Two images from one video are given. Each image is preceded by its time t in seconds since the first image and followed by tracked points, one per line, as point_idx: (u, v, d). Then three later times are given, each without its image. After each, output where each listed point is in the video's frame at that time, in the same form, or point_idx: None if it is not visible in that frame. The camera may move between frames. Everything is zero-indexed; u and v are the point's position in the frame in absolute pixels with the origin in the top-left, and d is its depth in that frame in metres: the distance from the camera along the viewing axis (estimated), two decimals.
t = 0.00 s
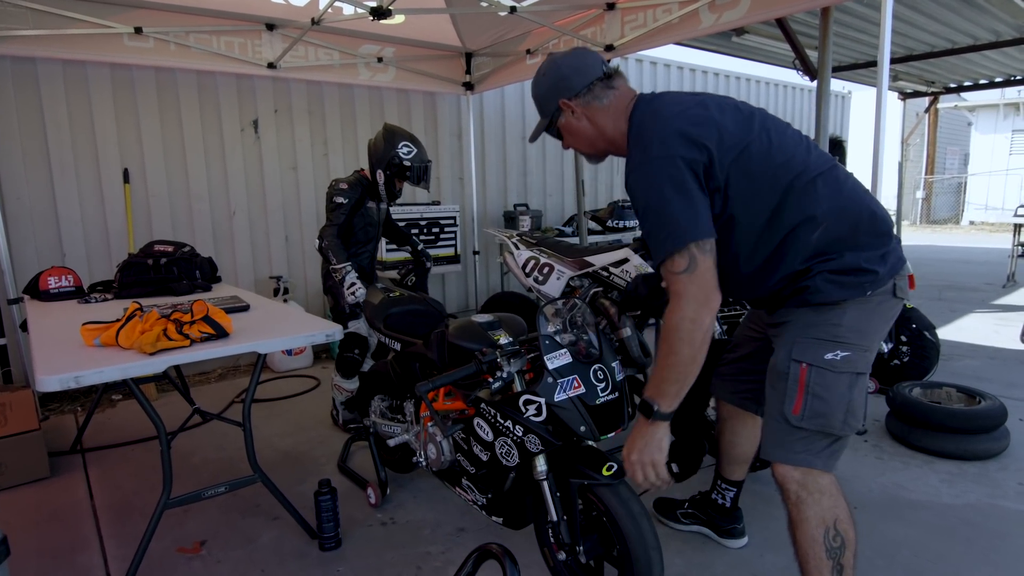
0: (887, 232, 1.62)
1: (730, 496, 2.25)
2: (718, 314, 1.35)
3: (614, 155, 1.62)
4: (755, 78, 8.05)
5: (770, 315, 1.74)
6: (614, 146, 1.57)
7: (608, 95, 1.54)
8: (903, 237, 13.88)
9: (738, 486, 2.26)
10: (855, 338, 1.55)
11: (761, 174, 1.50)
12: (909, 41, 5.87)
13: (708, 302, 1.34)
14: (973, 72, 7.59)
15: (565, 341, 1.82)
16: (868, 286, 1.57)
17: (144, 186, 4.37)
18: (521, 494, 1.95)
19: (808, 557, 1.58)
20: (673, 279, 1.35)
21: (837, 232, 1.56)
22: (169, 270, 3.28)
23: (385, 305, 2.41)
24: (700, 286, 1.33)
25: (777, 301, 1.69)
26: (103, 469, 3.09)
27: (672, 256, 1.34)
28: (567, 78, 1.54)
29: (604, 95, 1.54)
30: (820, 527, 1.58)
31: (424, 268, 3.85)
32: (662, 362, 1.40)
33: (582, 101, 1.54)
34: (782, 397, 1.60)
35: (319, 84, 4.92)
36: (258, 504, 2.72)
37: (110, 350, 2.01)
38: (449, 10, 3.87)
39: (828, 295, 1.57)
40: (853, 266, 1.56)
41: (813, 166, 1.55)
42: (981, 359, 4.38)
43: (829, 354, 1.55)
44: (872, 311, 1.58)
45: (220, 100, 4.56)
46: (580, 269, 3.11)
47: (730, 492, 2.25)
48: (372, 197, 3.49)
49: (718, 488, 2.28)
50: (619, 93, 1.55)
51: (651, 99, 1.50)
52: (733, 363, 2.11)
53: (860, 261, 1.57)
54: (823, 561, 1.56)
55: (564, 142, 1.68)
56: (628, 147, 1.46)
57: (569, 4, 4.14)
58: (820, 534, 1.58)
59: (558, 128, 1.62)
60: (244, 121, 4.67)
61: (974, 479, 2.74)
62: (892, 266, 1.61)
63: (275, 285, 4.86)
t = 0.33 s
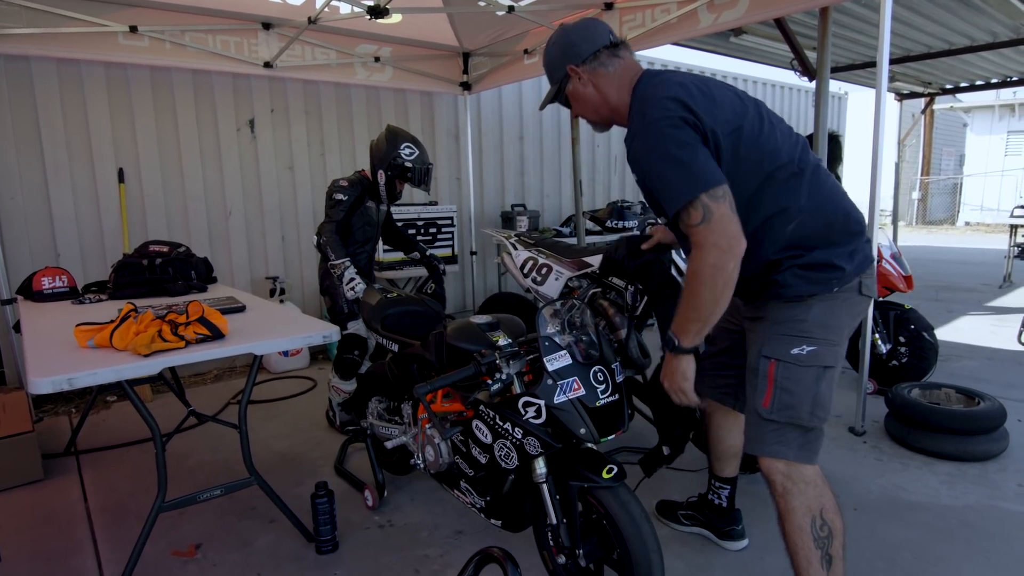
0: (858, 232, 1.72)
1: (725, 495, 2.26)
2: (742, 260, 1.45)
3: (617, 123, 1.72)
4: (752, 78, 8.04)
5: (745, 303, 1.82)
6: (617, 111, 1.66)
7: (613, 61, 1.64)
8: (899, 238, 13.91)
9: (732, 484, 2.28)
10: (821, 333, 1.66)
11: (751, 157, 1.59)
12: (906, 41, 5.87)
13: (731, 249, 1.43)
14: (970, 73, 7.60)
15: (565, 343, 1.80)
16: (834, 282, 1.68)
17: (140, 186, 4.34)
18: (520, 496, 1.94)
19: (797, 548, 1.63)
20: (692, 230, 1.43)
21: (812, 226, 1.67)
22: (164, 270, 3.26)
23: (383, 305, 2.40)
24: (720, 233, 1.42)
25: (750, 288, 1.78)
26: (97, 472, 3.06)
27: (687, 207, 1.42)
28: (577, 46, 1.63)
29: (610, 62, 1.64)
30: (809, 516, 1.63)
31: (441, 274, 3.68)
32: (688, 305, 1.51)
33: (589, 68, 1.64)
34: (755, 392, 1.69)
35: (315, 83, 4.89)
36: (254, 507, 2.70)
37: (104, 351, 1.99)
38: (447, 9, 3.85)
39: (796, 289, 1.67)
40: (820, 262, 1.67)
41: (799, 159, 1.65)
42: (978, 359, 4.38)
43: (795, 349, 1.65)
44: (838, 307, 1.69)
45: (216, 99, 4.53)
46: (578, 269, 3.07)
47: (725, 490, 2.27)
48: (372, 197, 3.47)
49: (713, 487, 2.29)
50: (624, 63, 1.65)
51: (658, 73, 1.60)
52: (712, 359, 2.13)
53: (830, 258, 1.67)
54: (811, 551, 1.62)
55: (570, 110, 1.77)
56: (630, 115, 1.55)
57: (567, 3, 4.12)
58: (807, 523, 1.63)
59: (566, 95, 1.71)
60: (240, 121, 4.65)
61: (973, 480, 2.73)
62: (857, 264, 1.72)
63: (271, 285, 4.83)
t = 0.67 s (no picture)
0: (826, 228, 1.80)
1: (724, 493, 2.25)
2: (737, 223, 1.59)
3: (621, 93, 1.85)
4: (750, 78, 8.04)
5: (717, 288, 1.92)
6: (622, 81, 1.80)
7: (618, 34, 1.77)
8: (896, 237, 13.91)
9: (730, 481, 2.27)
10: (784, 327, 1.72)
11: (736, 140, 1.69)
12: (904, 41, 5.87)
13: (729, 214, 1.57)
14: (968, 72, 7.59)
15: (566, 342, 1.78)
16: (800, 276, 1.75)
17: (136, 184, 4.31)
18: (520, 497, 1.92)
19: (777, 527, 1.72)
20: (691, 191, 1.57)
21: (784, 218, 1.75)
22: (159, 269, 3.22)
23: (381, 304, 2.38)
24: (717, 195, 1.56)
25: (723, 275, 1.86)
26: (93, 472, 3.04)
27: (687, 171, 1.55)
28: (587, 19, 1.76)
29: (617, 34, 1.77)
30: (785, 494, 1.72)
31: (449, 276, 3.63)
32: (684, 254, 1.68)
33: (597, 40, 1.77)
34: (727, 384, 1.77)
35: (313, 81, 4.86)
36: (251, 507, 2.68)
37: (99, 351, 1.96)
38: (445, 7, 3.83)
39: (764, 281, 1.76)
40: (787, 255, 1.75)
41: (780, 149, 1.76)
42: (977, 359, 4.38)
43: (761, 343, 1.72)
44: (803, 300, 1.75)
45: (213, 98, 4.50)
46: (578, 269, 3.09)
47: (724, 489, 2.26)
48: (372, 196, 3.45)
49: (711, 486, 2.28)
50: (629, 36, 1.78)
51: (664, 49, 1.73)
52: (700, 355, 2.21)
53: (796, 252, 1.75)
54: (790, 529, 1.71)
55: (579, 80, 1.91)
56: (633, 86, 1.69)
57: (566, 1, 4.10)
58: (784, 501, 1.72)
59: (575, 67, 1.85)
60: (237, 119, 4.62)
61: (974, 480, 2.72)
62: (823, 259, 1.79)
63: (268, 285, 4.80)
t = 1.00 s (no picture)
0: (799, 224, 1.80)
1: (725, 494, 2.24)
2: (707, 210, 1.66)
3: (624, 70, 1.88)
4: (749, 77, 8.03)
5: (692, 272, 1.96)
6: (625, 58, 1.84)
7: (626, 10, 1.79)
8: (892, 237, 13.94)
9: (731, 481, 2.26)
10: (745, 319, 1.77)
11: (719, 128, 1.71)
12: (901, 40, 5.87)
13: (702, 203, 1.64)
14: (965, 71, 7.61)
15: (566, 342, 1.76)
16: (766, 268, 1.76)
17: (130, 182, 4.28)
18: (520, 498, 1.91)
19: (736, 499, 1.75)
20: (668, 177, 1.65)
21: (758, 208, 1.75)
22: (155, 268, 3.20)
23: (379, 304, 2.38)
24: (691, 184, 1.62)
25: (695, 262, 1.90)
26: (88, 473, 3.01)
27: (667, 158, 1.62)
28: None
29: (624, 11, 1.79)
30: (737, 470, 1.74)
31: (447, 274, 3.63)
32: (658, 230, 1.74)
33: (604, 15, 1.79)
34: (688, 368, 1.84)
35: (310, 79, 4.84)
36: (248, 509, 2.66)
37: (93, 352, 1.94)
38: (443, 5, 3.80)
39: (731, 271, 1.78)
40: (756, 247, 1.76)
41: (762, 141, 1.76)
42: (976, 358, 4.37)
43: (720, 332, 1.78)
44: (766, 293, 1.78)
45: (208, 96, 4.47)
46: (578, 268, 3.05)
47: (725, 489, 2.25)
48: (372, 195, 3.42)
49: (712, 486, 2.27)
50: (636, 14, 1.81)
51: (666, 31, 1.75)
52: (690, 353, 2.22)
53: (766, 244, 1.76)
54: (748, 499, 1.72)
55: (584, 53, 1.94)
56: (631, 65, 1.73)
57: None
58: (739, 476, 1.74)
59: (582, 41, 1.87)
60: (233, 117, 4.59)
61: (974, 480, 2.72)
62: (792, 253, 1.79)
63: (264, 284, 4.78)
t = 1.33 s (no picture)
0: (772, 224, 1.80)
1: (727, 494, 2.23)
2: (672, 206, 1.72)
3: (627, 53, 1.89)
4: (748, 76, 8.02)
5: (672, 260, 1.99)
6: (630, 43, 1.85)
7: None
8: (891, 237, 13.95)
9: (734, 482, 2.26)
10: (710, 312, 1.80)
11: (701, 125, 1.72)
12: (901, 40, 5.87)
13: (668, 198, 1.70)
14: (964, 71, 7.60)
15: (568, 343, 1.74)
16: (734, 266, 1.77)
17: (127, 181, 4.26)
18: (521, 499, 1.89)
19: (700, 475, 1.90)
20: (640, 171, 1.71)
21: (733, 205, 1.76)
22: (152, 268, 3.18)
23: (379, 305, 2.35)
24: (658, 182, 1.69)
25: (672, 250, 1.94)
26: (85, 475, 2.99)
27: (642, 152, 1.68)
28: None
29: None
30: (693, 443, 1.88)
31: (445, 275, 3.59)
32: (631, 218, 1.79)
33: None
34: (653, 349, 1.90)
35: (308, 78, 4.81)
36: (246, 511, 2.64)
37: (89, 353, 1.91)
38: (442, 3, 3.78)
39: (701, 264, 1.80)
40: (727, 244, 1.77)
41: (745, 141, 1.75)
42: (976, 358, 4.37)
43: (688, 322, 1.82)
44: (734, 289, 1.79)
45: (207, 96, 4.44)
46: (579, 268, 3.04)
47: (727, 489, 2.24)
48: (374, 194, 3.40)
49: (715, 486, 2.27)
50: None
51: (669, 22, 1.75)
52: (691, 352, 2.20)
53: (737, 241, 1.76)
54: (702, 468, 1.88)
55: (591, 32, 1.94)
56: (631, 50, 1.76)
57: None
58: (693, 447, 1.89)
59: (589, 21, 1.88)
60: (231, 117, 4.56)
61: (976, 481, 2.71)
62: (761, 252, 1.79)
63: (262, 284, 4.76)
